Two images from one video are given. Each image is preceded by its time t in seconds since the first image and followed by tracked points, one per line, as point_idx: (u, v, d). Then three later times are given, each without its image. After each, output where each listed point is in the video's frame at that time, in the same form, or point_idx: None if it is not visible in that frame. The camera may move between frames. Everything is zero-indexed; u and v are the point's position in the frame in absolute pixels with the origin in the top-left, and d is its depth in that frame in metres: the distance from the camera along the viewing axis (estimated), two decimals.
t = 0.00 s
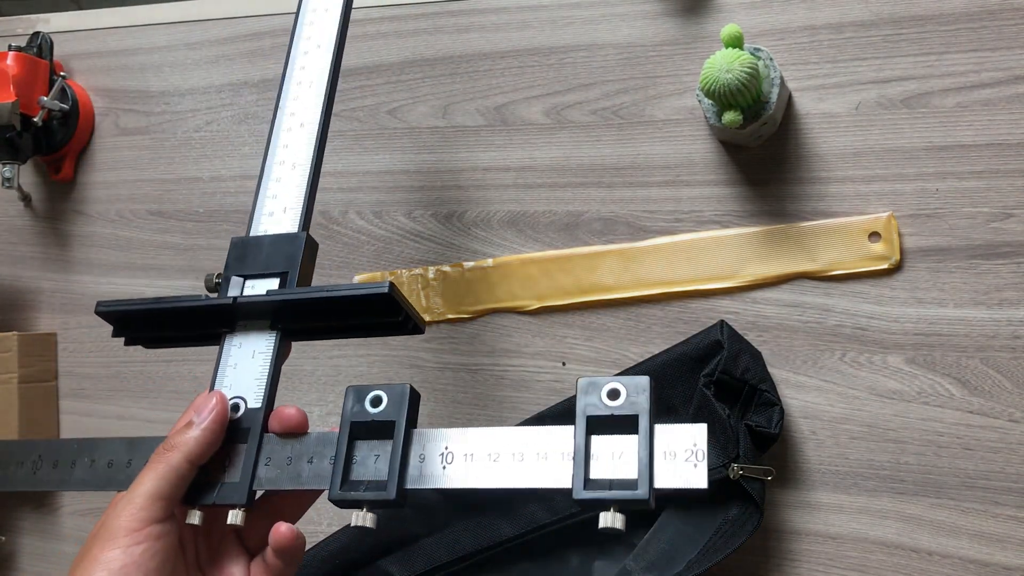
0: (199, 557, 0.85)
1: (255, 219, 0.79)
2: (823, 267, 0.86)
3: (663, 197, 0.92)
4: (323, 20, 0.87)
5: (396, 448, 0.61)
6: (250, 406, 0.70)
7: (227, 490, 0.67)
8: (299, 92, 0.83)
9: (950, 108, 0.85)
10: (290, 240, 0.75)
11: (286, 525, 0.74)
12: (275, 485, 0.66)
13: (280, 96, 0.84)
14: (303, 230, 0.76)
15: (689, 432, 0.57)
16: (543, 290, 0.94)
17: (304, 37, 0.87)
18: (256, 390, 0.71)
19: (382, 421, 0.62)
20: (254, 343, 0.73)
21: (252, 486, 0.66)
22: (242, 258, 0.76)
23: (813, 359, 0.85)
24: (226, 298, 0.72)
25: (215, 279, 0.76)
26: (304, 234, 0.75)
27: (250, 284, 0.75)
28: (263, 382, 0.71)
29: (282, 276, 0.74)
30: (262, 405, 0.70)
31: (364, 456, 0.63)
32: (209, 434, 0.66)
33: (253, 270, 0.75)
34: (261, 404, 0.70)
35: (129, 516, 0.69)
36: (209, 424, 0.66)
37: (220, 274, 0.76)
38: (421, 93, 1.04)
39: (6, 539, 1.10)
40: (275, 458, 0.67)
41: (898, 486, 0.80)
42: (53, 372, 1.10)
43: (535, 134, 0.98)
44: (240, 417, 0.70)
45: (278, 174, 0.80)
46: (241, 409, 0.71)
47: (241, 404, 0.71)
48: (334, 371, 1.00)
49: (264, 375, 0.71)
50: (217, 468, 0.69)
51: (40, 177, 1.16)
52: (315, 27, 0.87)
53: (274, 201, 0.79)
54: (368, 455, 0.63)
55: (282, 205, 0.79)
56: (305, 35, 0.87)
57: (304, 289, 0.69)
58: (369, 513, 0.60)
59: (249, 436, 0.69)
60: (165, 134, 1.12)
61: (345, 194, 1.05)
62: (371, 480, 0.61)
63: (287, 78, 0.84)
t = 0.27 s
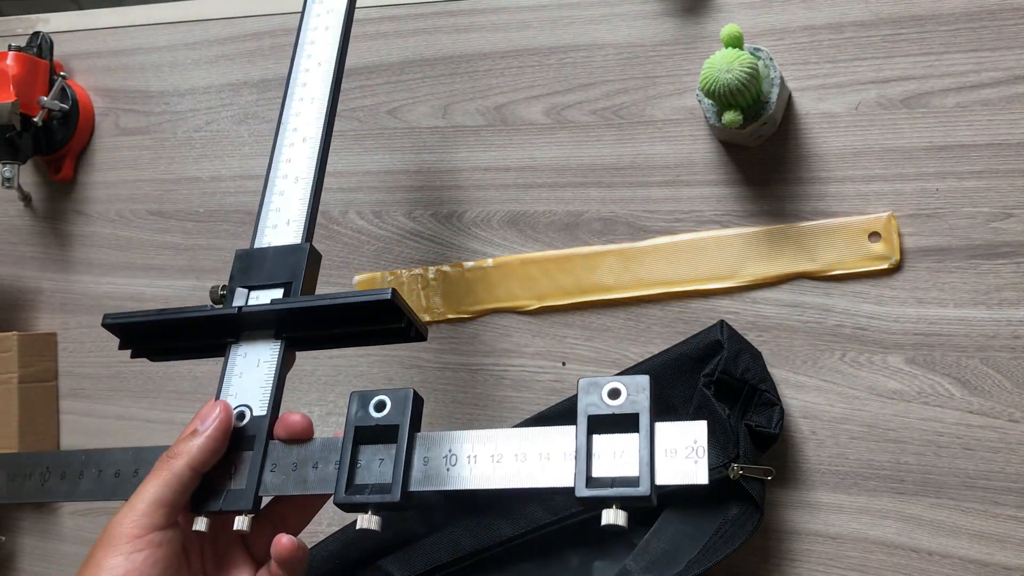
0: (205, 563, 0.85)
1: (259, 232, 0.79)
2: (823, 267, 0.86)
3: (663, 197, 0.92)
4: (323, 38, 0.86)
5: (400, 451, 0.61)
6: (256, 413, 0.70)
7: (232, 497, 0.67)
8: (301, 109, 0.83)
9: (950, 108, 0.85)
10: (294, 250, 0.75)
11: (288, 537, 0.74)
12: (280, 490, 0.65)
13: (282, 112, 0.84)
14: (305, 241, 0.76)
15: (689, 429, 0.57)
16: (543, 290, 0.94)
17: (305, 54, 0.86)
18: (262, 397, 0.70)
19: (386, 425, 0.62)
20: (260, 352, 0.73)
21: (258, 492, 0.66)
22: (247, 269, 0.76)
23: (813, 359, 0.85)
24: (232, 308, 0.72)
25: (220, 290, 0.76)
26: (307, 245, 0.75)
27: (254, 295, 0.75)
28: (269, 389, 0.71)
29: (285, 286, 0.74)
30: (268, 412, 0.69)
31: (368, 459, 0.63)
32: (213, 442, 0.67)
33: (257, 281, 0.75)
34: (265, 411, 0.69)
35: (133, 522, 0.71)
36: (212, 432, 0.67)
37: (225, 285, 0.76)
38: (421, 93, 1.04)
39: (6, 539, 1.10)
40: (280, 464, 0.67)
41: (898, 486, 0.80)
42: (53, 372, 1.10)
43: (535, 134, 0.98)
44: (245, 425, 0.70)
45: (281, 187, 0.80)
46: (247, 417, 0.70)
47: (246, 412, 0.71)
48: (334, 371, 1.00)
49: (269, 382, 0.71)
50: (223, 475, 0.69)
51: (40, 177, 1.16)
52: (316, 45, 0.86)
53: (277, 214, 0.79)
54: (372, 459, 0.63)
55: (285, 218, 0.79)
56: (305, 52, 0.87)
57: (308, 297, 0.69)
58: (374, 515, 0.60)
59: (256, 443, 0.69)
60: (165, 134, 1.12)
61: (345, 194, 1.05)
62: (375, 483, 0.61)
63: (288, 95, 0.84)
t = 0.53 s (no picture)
0: (206, 565, 0.84)
1: (253, 232, 0.79)
2: (823, 267, 0.86)
3: (663, 197, 0.92)
4: (314, 36, 0.86)
5: (398, 450, 0.61)
6: (253, 415, 0.70)
7: (231, 499, 0.67)
8: (293, 108, 0.83)
9: (950, 108, 0.85)
10: (288, 250, 0.75)
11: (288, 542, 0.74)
12: (279, 491, 0.65)
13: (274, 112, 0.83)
14: (299, 240, 0.76)
15: (686, 423, 0.57)
16: (543, 290, 0.94)
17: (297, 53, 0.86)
18: (258, 398, 0.70)
19: (382, 424, 0.62)
20: (256, 353, 0.73)
21: (258, 493, 0.66)
22: (242, 269, 0.76)
23: (813, 359, 0.85)
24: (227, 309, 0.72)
25: (216, 289, 0.76)
26: (301, 245, 0.75)
27: (250, 295, 0.75)
28: (265, 390, 0.71)
29: (280, 286, 0.74)
30: (265, 413, 0.69)
31: (366, 459, 0.63)
32: (212, 441, 0.67)
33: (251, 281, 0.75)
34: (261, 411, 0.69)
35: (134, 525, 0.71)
36: (210, 432, 0.67)
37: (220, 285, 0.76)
38: (421, 93, 1.04)
39: (5, 539, 1.10)
40: (279, 465, 0.67)
41: (898, 486, 0.80)
42: (53, 372, 1.10)
43: (535, 134, 0.98)
44: (243, 426, 0.70)
45: (274, 187, 0.80)
46: (243, 418, 0.70)
47: (243, 413, 0.71)
48: (334, 371, 1.00)
49: (264, 383, 0.70)
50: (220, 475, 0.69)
51: (40, 177, 1.16)
52: (308, 42, 0.86)
53: (271, 213, 0.79)
54: (371, 458, 0.63)
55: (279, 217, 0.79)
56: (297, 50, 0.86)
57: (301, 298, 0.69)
58: (373, 514, 0.60)
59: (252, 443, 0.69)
60: (165, 134, 1.12)
61: (346, 194, 1.05)
62: (374, 482, 0.61)
63: (280, 94, 0.84)
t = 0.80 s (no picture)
0: None
1: (243, 235, 0.72)
2: (823, 267, 0.86)
3: (663, 197, 0.92)
4: (288, 14, 0.79)
5: (421, 467, 0.58)
6: (267, 431, 0.68)
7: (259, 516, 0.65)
8: (273, 94, 0.76)
9: (950, 108, 0.85)
10: (285, 257, 0.69)
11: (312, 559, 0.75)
12: (303, 508, 0.64)
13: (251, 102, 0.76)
14: (295, 246, 0.70)
15: (700, 439, 0.57)
16: (543, 290, 0.94)
17: (269, 34, 0.79)
18: (272, 414, 0.68)
19: (402, 441, 0.59)
20: (264, 368, 0.69)
21: (279, 510, 0.64)
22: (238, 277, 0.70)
23: (813, 359, 0.85)
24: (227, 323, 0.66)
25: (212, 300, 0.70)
26: (300, 251, 0.69)
27: (249, 305, 0.70)
28: (278, 406, 0.68)
29: (281, 296, 0.69)
30: (280, 429, 0.67)
31: (386, 475, 0.60)
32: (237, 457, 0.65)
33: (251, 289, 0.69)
34: (275, 427, 0.67)
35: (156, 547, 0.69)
36: (234, 449, 0.65)
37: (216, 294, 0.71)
38: (421, 93, 1.04)
39: (5, 539, 1.10)
40: (301, 480, 0.65)
41: (898, 486, 0.80)
42: (53, 372, 1.10)
43: (535, 134, 0.98)
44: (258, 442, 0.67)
45: (260, 185, 0.73)
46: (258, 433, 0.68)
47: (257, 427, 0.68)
48: (334, 371, 1.00)
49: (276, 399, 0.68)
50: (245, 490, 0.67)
51: (39, 177, 1.16)
52: (282, 22, 0.79)
53: (259, 214, 0.72)
54: (390, 473, 0.60)
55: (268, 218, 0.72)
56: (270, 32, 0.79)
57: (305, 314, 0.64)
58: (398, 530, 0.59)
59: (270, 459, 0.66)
60: (164, 134, 1.12)
61: (345, 194, 1.04)
62: (397, 499, 0.59)
63: (255, 81, 0.76)
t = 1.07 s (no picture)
0: None
1: (325, 278, 0.79)
2: (823, 267, 0.86)
3: (663, 197, 0.92)
4: (353, 64, 0.85)
5: (502, 488, 0.64)
6: (359, 457, 0.71)
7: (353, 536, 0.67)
8: (345, 145, 0.82)
9: (950, 108, 0.85)
10: (365, 298, 0.75)
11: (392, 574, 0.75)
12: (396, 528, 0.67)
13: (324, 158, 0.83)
14: (374, 287, 0.77)
15: (752, 462, 0.64)
16: (543, 290, 0.94)
17: (337, 85, 0.84)
18: (361, 443, 0.71)
19: (482, 467, 0.65)
20: (349, 404, 0.73)
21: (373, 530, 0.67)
22: (322, 317, 0.75)
23: (813, 359, 0.85)
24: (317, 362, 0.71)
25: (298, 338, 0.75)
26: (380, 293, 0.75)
27: (333, 342, 0.74)
28: (365, 435, 0.72)
29: (364, 334, 0.74)
30: (369, 455, 0.70)
31: (470, 496, 0.66)
32: (339, 481, 0.67)
33: (334, 328, 0.74)
34: (367, 454, 0.70)
35: None
36: (337, 475, 0.67)
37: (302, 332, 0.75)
38: (421, 94, 1.04)
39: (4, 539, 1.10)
40: (390, 503, 0.68)
41: (898, 486, 0.81)
42: (53, 372, 1.10)
43: (535, 134, 0.98)
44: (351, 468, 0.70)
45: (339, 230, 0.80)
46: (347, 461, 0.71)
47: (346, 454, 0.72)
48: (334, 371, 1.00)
49: (365, 428, 0.71)
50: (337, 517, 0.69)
51: (39, 176, 1.16)
52: (348, 73, 0.85)
53: (340, 259, 0.79)
54: (474, 494, 0.66)
55: (347, 262, 0.79)
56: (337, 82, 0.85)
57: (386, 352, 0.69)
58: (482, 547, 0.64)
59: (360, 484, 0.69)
60: (164, 134, 1.12)
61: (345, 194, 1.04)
62: (481, 518, 0.65)
63: (327, 132, 0.83)
